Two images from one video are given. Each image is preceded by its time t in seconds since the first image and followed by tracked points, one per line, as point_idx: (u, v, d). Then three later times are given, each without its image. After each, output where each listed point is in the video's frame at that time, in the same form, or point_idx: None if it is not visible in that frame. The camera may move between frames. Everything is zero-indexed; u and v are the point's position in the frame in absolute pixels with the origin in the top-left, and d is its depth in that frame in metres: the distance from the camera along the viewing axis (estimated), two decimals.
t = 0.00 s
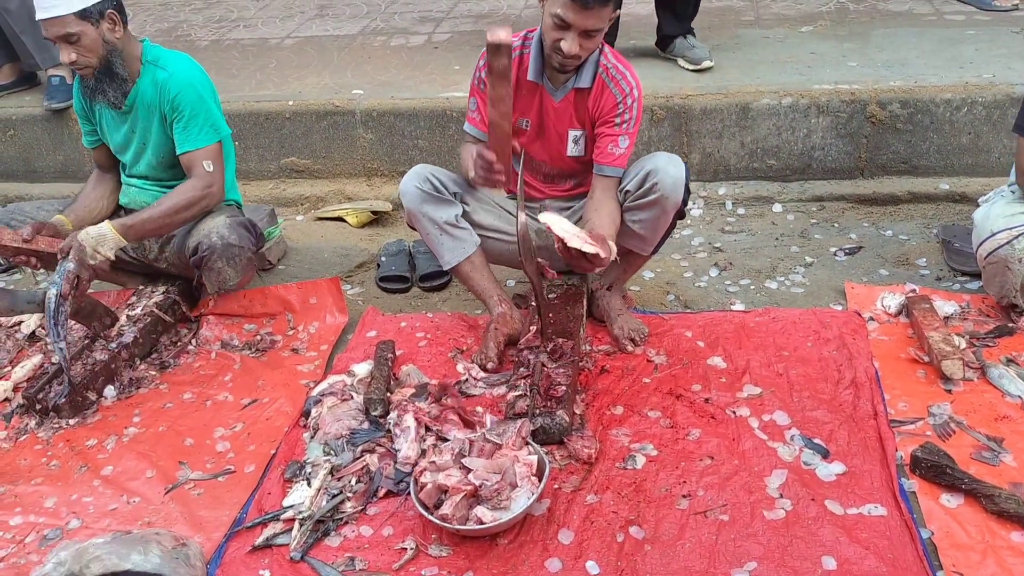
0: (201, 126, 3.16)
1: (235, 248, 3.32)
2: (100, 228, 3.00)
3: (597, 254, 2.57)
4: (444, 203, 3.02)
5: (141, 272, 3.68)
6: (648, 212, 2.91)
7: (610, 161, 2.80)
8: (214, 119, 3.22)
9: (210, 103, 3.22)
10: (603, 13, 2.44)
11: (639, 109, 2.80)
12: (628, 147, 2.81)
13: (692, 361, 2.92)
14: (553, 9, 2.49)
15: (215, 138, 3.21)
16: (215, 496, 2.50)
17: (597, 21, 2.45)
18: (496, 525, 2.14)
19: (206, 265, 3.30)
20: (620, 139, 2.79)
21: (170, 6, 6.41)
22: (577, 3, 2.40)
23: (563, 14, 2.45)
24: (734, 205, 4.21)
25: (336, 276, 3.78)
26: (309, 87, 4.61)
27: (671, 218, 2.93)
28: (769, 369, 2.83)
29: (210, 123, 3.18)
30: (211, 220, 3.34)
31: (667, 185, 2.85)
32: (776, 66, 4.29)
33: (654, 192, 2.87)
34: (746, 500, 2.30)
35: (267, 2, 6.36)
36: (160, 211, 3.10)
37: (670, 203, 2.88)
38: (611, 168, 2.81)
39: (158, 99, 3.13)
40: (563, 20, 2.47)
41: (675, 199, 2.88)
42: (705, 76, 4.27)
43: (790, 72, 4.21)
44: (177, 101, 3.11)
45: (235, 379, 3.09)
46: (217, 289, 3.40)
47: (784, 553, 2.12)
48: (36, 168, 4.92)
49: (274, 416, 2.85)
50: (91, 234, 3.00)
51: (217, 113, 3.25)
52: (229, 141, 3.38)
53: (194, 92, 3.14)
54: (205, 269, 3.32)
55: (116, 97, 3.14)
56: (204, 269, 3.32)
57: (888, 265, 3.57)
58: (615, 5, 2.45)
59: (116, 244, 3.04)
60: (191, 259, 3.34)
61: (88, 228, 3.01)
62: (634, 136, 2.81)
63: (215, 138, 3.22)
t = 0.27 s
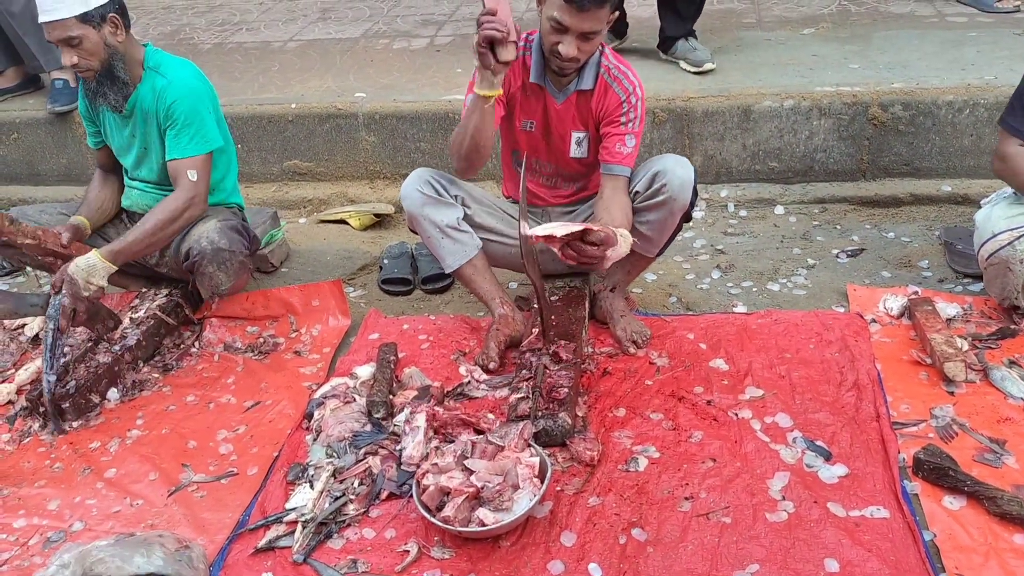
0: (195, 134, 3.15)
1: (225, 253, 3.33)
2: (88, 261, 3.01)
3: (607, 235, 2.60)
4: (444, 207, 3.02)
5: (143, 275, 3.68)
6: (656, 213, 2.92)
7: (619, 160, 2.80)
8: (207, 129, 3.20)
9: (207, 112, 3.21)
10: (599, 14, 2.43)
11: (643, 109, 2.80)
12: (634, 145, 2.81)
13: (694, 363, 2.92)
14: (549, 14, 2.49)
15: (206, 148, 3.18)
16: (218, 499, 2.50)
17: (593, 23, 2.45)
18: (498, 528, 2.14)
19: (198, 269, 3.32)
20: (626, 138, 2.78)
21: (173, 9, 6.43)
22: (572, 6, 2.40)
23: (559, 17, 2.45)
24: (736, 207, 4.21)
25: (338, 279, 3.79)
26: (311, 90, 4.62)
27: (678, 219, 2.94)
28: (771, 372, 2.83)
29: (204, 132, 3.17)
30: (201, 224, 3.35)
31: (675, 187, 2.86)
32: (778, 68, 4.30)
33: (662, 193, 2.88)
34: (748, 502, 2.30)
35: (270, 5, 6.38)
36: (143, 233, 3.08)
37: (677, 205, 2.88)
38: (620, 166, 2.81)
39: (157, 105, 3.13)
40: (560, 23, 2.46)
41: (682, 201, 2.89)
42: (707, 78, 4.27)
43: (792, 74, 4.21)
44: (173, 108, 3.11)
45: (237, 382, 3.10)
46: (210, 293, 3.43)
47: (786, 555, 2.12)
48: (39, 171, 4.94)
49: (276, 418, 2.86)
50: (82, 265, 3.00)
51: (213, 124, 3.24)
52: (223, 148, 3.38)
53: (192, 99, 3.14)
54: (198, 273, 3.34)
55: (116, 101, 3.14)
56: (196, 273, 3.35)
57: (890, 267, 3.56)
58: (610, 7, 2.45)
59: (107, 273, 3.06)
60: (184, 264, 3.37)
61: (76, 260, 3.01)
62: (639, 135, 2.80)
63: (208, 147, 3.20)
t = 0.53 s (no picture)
0: (196, 139, 3.16)
1: (224, 256, 3.31)
2: (94, 272, 3.07)
3: (608, 250, 2.60)
4: (439, 211, 3.02)
5: (142, 279, 3.68)
6: (653, 216, 2.93)
7: (620, 162, 2.80)
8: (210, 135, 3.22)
9: (210, 119, 3.23)
10: (591, 4, 2.45)
11: (642, 109, 2.81)
12: (636, 147, 2.82)
13: (693, 366, 2.92)
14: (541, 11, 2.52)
15: (208, 154, 3.19)
16: (217, 502, 2.50)
17: (586, 15, 2.47)
18: (498, 531, 2.14)
19: (197, 273, 3.31)
20: (627, 139, 2.79)
21: (172, 13, 6.44)
22: None
23: (551, 14, 2.48)
24: (734, 210, 4.21)
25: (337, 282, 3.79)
26: (310, 94, 4.63)
27: (675, 222, 2.95)
28: (770, 375, 2.83)
29: (206, 138, 3.19)
30: (201, 228, 3.34)
31: (671, 191, 2.87)
32: (776, 72, 4.31)
33: (658, 197, 2.89)
34: (747, 505, 2.30)
35: (269, 9, 6.39)
36: (148, 241, 3.12)
37: (673, 208, 2.89)
38: (621, 168, 2.80)
39: (160, 108, 3.15)
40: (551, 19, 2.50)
41: (679, 204, 2.89)
42: (705, 82, 4.28)
43: (790, 78, 4.22)
44: (175, 114, 3.13)
45: (236, 385, 3.10)
46: (210, 296, 3.41)
47: (785, 558, 2.12)
48: (38, 174, 4.94)
49: (275, 422, 2.86)
50: (88, 278, 3.07)
51: (216, 132, 3.26)
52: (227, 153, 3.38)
53: (195, 105, 3.16)
54: (197, 276, 3.33)
55: (120, 103, 3.13)
56: (196, 276, 3.33)
57: (888, 270, 3.57)
58: None
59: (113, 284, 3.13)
60: (184, 267, 3.36)
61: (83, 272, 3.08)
62: (639, 136, 2.82)
63: (210, 153, 3.22)
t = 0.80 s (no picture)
0: (202, 135, 3.18)
1: (246, 255, 3.34)
2: (138, 270, 3.06)
3: (608, 242, 2.60)
4: (439, 215, 3.03)
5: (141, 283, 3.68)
6: (651, 221, 2.94)
7: (617, 169, 2.79)
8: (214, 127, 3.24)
9: (209, 109, 3.23)
10: (586, 13, 2.45)
11: (640, 117, 2.80)
12: (632, 155, 2.80)
13: (694, 369, 2.92)
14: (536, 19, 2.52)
15: (216, 147, 3.23)
16: (217, 505, 2.50)
17: (582, 24, 2.47)
18: (498, 534, 2.14)
19: (217, 271, 3.31)
20: (624, 147, 2.78)
21: (173, 17, 6.45)
22: (556, 9, 2.43)
23: (546, 24, 2.48)
24: (734, 214, 4.22)
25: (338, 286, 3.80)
26: (311, 97, 4.63)
27: (673, 227, 2.95)
28: (770, 378, 2.83)
29: (212, 131, 3.21)
30: (223, 227, 3.36)
31: (669, 195, 2.87)
32: (776, 76, 4.32)
33: (656, 201, 2.90)
34: (748, 509, 2.30)
35: (269, 13, 6.41)
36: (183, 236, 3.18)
37: (672, 213, 2.89)
38: (618, 175, 2.80)
39: (161, 108, 3.15)
40: (547, 30, 2.50)
41: (677, 208, 2.90)
42: (706, 86, 4.29)
43: (790, 82, 4.23)
44: (179, 111, 3.14)
45: (237, 388, 3.09)
46: (226, 296, 3.41)
47: (786, 561, 2.12)
48: (39, 177, 4.94)
49: (275, 425, 2.86)
50: (133, 277, 3.05)
51: (218, 121, 3.27)
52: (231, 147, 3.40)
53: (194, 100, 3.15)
54: (216, 275, 3.33)
55: (119, 107, 3.15)
56: (214, 275, 3.33)
57: (888, 274, 3.57)
58: (597, 6, 2.47)
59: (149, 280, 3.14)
60: (201, 266, 3.34)
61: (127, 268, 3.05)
62: (637, 144, 2.80)
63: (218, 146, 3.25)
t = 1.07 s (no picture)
0: (208, 134, 3.22)
1: (248, 254, 3.34)
2: (139, 270, 3.10)
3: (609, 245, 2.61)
4: (441, 215, 3.03)
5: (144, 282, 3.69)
6: (653, 221, 2.94)
7: (618, 170, 2.81)
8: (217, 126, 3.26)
9: (213, 108, 3.25)
10: (596, 19, 2.46)
11: (643, 117, 2.83)
12: (635, 155, 2.83)
13: (696, 369, 2.92)
14: (546, 23, 2.51)
15: (221, 145, 3.27)
16: (220, 505, 2.50)
17: (592, 28, 2.47)
18: (500, 534, 2.14)
19: (219, 270, 3.32)
20: (627, 148, 2.81)
21: (176, 17, 6.46)
22: (567, 12, 2.42)
23: (556, 27, 2.47)
24: (737, 214, 4.22)
25: (340, 285, 3.80)
26: (313, 97, 4.64)
27: (675, 228, 2.95)
28: (773, 379, 2.83)
29: (216, 129, 3.24)
30: (224, 225, 3.37)
31: (671, 195, 2.87)
32: (778, 76, 4.32)
33: (658, 202, 2.90)
34: (750, 509, 2.30)
35: (272, 13, 6.41)
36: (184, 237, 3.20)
37: (673, 213, 2.89)
38: (618, 176, 2.82)
39: (165, 108, 3.16)
40: (557, 33, 2.48)
41: (679, 208, 2.89)
42: (708, 86, 4.29)
43: (793, 82, 4.23)
44: (184, 110, 3.16)
45: (239, 388, 3.10)
46: (228, 294, 3.41)
47: (788, 562, 2.12)
48: (42, 177, 4.95)
49: (278, 424, 2.86)
50: (137, 276, 3.09)
51: (222, 118, 3.31)
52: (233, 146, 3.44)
53: (197, 100, 3.17)
54: (218, 274, 3.33)
55: (120, 109, 3.15)
56: (216, 274, 3.34)
57: (891, 274, 3.57)
58: (605, 10, 2.47)
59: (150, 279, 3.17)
60: (203, 265, 3.35)
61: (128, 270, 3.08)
62: (639, 144, 2.84)
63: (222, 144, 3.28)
